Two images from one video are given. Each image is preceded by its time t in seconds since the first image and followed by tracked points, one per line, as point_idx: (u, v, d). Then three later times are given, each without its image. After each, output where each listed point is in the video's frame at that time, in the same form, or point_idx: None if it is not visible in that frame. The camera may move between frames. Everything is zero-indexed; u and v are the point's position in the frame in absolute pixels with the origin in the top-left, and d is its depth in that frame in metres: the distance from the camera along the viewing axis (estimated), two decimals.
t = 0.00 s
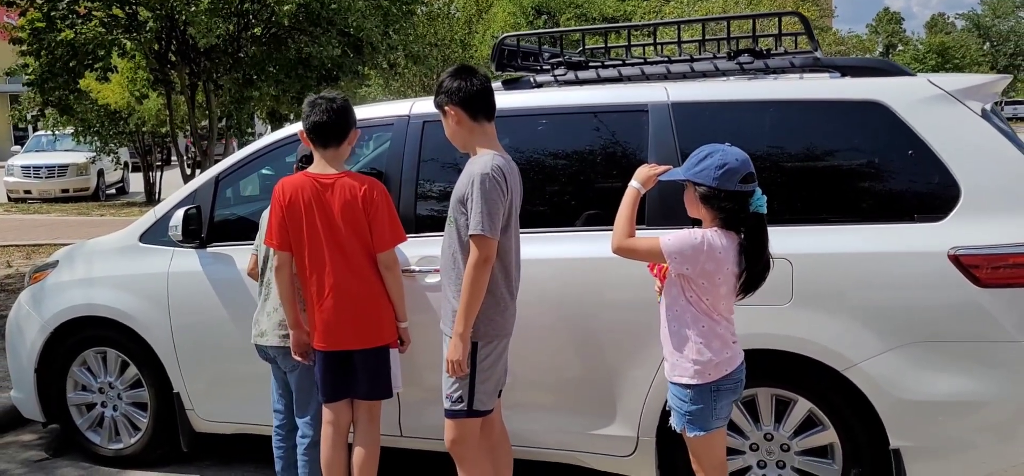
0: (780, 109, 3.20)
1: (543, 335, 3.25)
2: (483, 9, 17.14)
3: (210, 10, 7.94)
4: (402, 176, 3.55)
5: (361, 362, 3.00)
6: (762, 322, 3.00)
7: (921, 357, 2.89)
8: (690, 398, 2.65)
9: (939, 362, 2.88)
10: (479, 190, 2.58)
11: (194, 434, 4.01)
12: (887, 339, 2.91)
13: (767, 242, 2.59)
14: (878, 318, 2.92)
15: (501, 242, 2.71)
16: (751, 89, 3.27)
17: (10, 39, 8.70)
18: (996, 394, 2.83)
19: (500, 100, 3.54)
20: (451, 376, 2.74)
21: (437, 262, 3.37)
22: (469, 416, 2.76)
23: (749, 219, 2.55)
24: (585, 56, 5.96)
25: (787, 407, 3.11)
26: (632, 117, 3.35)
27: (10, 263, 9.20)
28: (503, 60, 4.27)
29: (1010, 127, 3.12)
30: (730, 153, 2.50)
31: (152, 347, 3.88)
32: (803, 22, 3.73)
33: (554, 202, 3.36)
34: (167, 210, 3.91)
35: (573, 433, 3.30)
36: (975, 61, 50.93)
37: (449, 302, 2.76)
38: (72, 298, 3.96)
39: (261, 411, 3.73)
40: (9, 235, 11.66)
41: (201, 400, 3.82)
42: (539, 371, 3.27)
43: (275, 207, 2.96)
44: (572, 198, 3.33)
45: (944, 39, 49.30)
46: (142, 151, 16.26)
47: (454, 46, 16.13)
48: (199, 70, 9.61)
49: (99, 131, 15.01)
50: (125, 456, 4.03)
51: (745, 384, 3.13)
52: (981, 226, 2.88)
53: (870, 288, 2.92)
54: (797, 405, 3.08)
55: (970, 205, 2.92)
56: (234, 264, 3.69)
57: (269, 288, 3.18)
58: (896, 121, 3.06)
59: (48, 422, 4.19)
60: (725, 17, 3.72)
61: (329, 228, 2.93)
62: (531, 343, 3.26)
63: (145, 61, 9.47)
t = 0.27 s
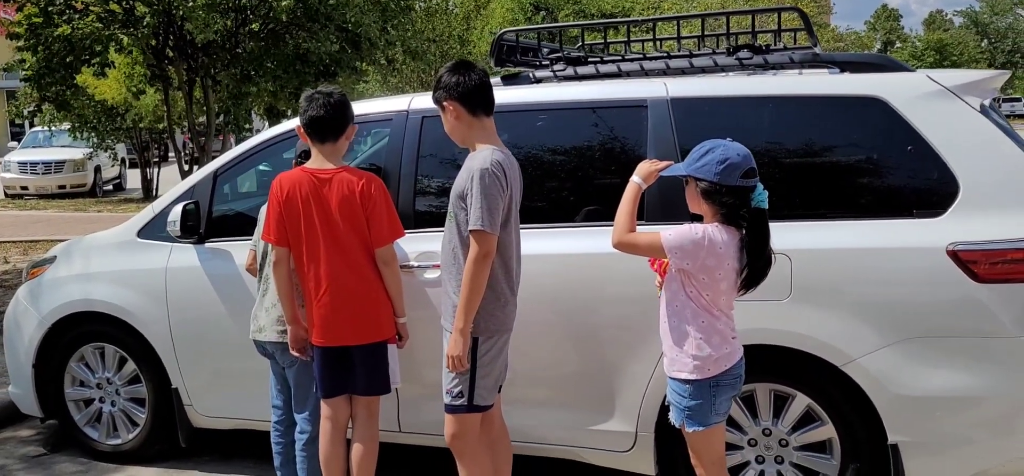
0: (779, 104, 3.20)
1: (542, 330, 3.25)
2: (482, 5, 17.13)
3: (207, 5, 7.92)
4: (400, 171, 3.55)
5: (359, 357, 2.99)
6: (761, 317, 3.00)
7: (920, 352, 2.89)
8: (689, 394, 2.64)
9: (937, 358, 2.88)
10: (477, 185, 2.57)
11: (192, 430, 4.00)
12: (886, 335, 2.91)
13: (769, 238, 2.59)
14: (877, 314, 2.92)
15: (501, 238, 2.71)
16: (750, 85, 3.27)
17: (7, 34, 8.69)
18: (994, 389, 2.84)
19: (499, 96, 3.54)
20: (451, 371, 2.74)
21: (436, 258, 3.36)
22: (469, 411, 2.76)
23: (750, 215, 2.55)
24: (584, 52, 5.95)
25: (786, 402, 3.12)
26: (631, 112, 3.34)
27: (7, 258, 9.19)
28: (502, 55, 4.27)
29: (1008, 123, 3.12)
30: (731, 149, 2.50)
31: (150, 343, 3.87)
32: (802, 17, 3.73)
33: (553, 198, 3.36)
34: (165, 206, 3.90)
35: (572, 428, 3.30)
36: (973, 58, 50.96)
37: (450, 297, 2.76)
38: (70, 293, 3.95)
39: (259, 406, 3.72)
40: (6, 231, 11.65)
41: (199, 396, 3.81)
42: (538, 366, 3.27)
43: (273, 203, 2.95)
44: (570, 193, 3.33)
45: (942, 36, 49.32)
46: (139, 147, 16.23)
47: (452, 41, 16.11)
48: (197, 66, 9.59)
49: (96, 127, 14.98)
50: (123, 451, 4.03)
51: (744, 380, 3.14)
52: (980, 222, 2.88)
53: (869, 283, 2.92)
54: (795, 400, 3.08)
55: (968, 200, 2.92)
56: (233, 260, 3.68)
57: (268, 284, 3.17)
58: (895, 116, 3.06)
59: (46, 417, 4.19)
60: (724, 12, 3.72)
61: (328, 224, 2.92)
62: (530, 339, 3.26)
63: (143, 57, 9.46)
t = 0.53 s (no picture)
0: (766, 105, 3.21)
1: (530, 330, 3.25)
2: (471, 5, 17.12)
3: (195, 4, 7.89)
4: (389, 171, 3.54)
5: (346, 357, 2.98)
6: (748, 317, 3.02)
7: (905, 352, 2.91)
8: (677, 394, 2.65)
9: (922, 357, 2.90)
10: (467, 185, 2.57)
11: (178, 430, 3.98)
12: (871, 335, 2.93)
13: (757, 238, 2.60)
14: (863, 314, 2.93)
15: (493, 238, 2.71)
16: (737, 85, 3.28)
17: None
18: (977, 389, 2.86)
19: (488, 95, 3.54)
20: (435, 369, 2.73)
21: (425, 258, 3.36)
22: (447, 410, 2.76)
23: (738, 216, 2.56)
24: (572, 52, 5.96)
25: (773, 402, 3.13)
26: (620, 112, 3.35)
27: None
28: (490, 55, 4.27)
29: (993, 124, 3.15)
30: (720, 149, 2.51)
31: (136, 343, 3.85)
32: (789, 18, 3.75)
33: (541, 198, 3.36)
34: (151, 205, 3.88)
35: (560, 428, 3.30)
36: (959, 59, 51.35)
37: (440, 297, 2.76)
38: (55, 293, 3.92)
39: (246, 407, 3.71)
40: None
41: (186, 396, 3.79)
42: (525, 366, 3.28)
43: (260, 203, 2.94)
44: (559, 193, 3.34)
45: (928, 37, 49.66)
46: (125, 146, 16.13)
47: (441, 41, 16.09)
48: (184, 64, 9.54)
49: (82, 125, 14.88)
50: (109, 452, 4.00)
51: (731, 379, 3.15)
52: (964, 222, 2.91)
53: (855, 283, 2.94)
54: (782, 400, 3.10)
55: (953, 201, 2.94)
56: (220, 259, 3.67)
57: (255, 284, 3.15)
58: (881, 117, 3.08)
59: (31, 418, 4.16)
60: (712, 13, 3.73)
61: (314, 224, 2.91)
62: (518, 338, 3.26)
63: (129, 55, 9.40)
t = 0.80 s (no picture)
0: (731, 108, 3.25)
1: (498, 332, 3.25)
2: (439, 5, 17.08)
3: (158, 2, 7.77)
4: (356, 172, 3.52)
5: (311, 360, 2.97)
6: (714, 318, 3.05)
7: (866, 351, 2.97)
8: (643, 395, 2.67)
9: (882, 357, 2.96)
10: (439, 187, 2.56)
11: (141, 435, 3.92)
12: (833, 335, 2.98)
13: (722, 241, 2.63)
14: (825, 314, 2.98)
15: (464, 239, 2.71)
16: (703, 88, 3.31)
17: None
18: (935, 387, 2.92)
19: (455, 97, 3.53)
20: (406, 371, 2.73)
21: (392, 259, 3.35)
22: (419, 412, 2.75)
23: (705, 219, 2.59)
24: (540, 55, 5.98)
25: (738, 402, 3.17)
26: (587, 115, 3.36)
27: None
28: (458, 57, 4.27)
29: (950, 128, 3.22)
30: (688, 153, 2.54)
31: (97, 347, 3.78)
32: (753, 22, 3.80)
33: (508, 200, 3.36)
34: (113, 206, 3.81)
35: (528, 430, 3.31)
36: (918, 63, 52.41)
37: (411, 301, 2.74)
38: (13, 296, 3.84)
39: (210, 411, 3.66)
40: None
41: (148, 400, 3.73)
42: (493, 368, 3.28)
43: (223, 206, 2.90)
44: (527, 195, 3.34)
45: (889, 41, 50.61)
46: (85, 145, 15.81)
47: (408, 41, 16.02)
48: (146, 63, 9.39)
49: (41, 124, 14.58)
50: (68, 458, 3.93)
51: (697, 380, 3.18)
52: (922, 224, 2.97)
53: (818, 285, 2.99)
54: (747, 399, 3.14)
55: (912, 203, 3.01)
56: (183, 261, 3.62)
57: (221, 286, 3.11)
58: (843, 121, 3.13)
59: None
60: (677, 17, 3.77)
61: (278, 226, 2.87)
62: (486, 340, 3.26)
63: (90, 53, 9.25)
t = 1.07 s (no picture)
0: (721, 110, 3.27)
1: (488, 333, 3.26)
2: (428, 6, 17.06)
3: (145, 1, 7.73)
4: (346, 172, 3.52)
5: (300, 361, 2.95)
6: (703, 319, 3.07)
7: (854, 353, 2.99)
8: (634, 396, 2.69)
9: (870, 358, 2.98)
10: (438, 187, 2.56)
11: (128, 437, 3.90)
12: (822, 336, 3.00)
13: (716, 242, 2.64)
14: (813, 315, 3.01)
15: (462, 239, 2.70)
16: (693, 90, 3.33)
17: None
18: (922, 388, 2.95)
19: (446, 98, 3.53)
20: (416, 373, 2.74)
21: (382, 260, 3.35)
22: (437, 414, 2.76)
23: (699, 221, 2.60)
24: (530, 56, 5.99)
25: (727, 402, 3.19)
26: (577, 116, 3.37)
27: None
28: (448, 58, 4.27)
29: (936, 131, 3.26)
30: (683, 155, 2.55)
31: (85, 348, 3.76)
32: (742, 25, 3.82)
33: (498, 201, 3.37)
34: (101, 206, 3.79)
35: (518, 430, 3.32)
36: (903, 66, 52.82)
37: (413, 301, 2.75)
38: None
39: (199, 413, 3.65)
40: None
41: (136, 401, 3.72)
42: (483, 369, 3.28)
43: (215, 205, 2.92)
44: (517, 196, 3.35)
45: (875, 44, 50.97)
46: (70, 144, 15.68)
47: (397, 41, 15.99)
48: (133, 62, 9.33)
49: (25, 123, 14.46)
50: (55, 459, 3.90)
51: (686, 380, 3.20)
52: (909, 227, 3.00)
53: (806, 286, 3.01)
54: (736, 400, 3.16)
55: (899, 206, 3.03)
56: (172, 262, 3.60)
57: (212, 288, 3.11)
58: (831, 123, 3.15)
59: None
60: (667, 19, 3.79)
61: (268, 225, 2.87)
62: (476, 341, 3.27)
63: (76, 52, 9.19)
